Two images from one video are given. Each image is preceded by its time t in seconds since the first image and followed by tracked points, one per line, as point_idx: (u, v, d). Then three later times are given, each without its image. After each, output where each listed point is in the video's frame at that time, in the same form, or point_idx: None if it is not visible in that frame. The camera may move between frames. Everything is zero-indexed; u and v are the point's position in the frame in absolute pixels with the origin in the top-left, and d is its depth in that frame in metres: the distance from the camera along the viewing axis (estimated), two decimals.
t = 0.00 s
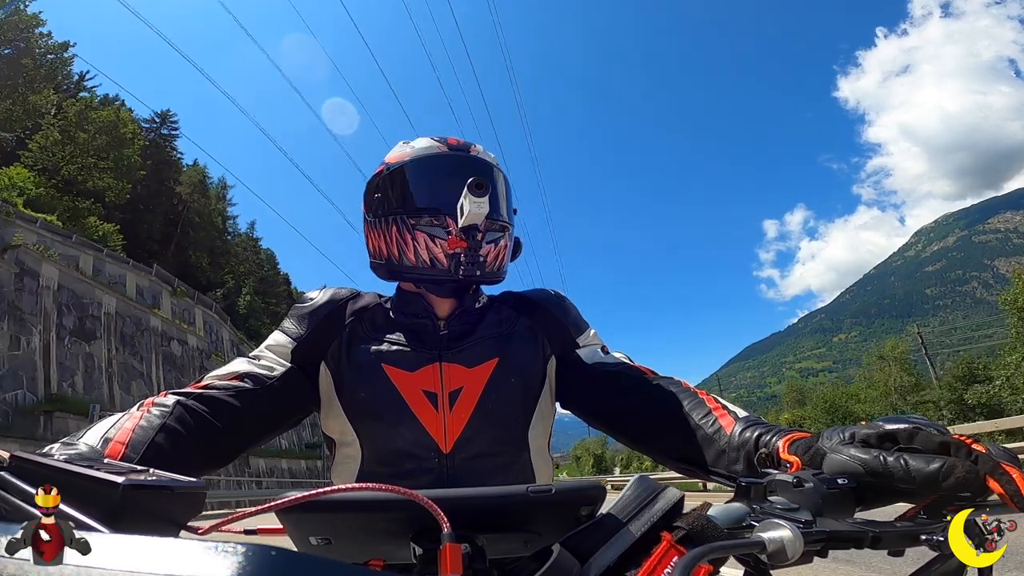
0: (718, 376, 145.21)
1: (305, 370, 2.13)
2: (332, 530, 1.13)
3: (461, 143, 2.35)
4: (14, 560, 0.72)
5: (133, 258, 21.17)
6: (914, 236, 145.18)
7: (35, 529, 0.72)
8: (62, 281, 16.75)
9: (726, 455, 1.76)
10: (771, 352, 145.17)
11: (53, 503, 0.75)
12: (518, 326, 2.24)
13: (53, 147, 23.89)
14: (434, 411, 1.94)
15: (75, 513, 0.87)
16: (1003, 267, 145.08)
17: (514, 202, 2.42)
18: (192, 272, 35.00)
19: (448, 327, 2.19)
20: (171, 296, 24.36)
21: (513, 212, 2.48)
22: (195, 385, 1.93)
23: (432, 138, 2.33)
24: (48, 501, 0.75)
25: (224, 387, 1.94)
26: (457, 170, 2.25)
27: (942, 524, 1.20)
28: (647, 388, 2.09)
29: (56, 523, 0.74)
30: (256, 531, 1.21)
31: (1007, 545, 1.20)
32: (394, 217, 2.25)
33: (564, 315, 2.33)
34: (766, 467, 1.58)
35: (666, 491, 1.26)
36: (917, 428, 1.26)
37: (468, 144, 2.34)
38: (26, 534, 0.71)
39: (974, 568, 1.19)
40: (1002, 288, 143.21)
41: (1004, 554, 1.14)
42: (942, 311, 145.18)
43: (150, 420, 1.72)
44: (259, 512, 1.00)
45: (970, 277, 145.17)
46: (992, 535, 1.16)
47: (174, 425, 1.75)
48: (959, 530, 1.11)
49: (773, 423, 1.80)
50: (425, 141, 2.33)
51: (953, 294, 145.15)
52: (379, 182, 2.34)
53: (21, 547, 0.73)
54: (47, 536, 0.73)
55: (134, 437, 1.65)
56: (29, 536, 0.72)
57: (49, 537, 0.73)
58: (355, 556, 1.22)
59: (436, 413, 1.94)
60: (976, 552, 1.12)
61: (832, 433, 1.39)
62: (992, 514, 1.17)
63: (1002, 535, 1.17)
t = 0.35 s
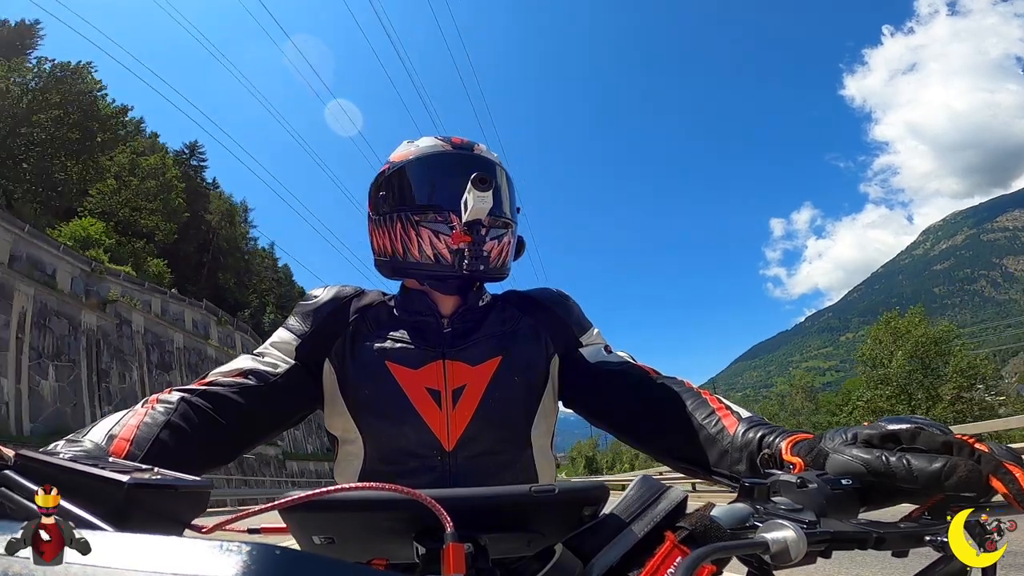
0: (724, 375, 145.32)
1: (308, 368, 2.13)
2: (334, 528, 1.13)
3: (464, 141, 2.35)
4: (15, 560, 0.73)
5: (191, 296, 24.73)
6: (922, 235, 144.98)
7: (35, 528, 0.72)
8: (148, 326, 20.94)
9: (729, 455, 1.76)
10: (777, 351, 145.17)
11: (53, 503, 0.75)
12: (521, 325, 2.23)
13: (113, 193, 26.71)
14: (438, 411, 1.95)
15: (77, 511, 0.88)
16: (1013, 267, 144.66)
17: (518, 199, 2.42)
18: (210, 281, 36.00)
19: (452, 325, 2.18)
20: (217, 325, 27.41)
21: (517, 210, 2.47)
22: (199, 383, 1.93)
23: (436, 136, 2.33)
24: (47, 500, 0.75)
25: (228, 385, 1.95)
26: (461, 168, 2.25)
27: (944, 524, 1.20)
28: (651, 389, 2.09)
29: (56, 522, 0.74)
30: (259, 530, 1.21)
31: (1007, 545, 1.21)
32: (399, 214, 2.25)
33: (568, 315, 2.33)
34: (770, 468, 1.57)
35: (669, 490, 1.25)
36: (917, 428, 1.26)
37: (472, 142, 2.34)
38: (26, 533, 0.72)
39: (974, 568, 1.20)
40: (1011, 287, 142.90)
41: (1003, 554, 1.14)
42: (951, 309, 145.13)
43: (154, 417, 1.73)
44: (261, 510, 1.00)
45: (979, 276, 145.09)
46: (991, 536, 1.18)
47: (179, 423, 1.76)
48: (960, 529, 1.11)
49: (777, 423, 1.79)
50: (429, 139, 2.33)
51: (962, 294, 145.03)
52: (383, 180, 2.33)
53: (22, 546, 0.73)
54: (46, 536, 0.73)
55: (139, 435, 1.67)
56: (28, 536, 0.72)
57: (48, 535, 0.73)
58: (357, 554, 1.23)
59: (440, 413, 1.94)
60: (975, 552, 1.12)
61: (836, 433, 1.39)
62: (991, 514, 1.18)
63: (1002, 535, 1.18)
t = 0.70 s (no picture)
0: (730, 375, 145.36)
1: (309, 371, 2.13)
2: (331, 529, 1.13)
3: (467, 144, 2.36)
4: (14, 559, 0.73)
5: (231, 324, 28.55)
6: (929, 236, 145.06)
7: (35, 528, 0.73)
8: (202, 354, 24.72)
9: (731, 462, 1.76)
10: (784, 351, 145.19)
11: (53, 503, 0.76)
12: (523, 330, 2.24)
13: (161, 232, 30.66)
14: (439, 415, 1.95)
15: (77, 510, 0.88)
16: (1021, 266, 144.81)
17: (521, 203, 2.43)
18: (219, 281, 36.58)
19: (454, 330, 2.18)
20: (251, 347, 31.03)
21: (519, 212, 2.48)
22: (201, 387, 1.93)
23: (439, 139, 2.34)
24: (47, 500, 0.75)
25: (230, 389, 1.96)
26: (463, 171, 2.25)
27: (943, 528, 1.18)
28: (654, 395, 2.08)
29: (56, 521, 0.75)
30: (259, 531, 1.22)
31: (1004, 544, 1.19)
32: (402, 217, 2.25)
33: (570, 321, 2.32)
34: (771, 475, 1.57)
35: (670, 496, 1.24)
36: (913, 431, 1.26)
37: (474, 145, 2.34)
38: (27, 532, 0.72)
39: (974, 568, 1.18)
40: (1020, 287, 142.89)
41: (1003, 554, 1.12)
42: (959, 308, 145.14)
43: (156, 419, 1.73)
44: (260, 510, 1.00)
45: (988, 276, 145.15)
46: (992, 534, 1.15)
47: (180, 425, 1.76)
48: (958, 531, 1.10)
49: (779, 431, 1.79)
50: (431, 142, 2.34)
51: (970, 294, 145.10)
52: (385, 184, 2.34)
53: (21, 546, 0.74)
54: (47, 534, 0.74)
55: (140, 436, 1.67)
56: (29, 535, 0.72)
57: (49, 535, 0.74)
58: (357, 556, 1.23)
59: (441, 417, 1.94)
60: (975, 551, 1.11)
61: (831, 439, 1.38)
62: (988, 516, 1.15)
63: (1001, 534, 1.15)
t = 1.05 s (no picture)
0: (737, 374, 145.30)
1: (309, 372, 2.14)
2: (332, 529, 1.13)
3: (465, 143, 2.35)
4: (16, 558, 0.74)
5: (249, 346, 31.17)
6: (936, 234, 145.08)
7: (35, 529, 0.73)
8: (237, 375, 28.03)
9: (732, 462, 1.76)
10: (791, 350, 145.17)
11: (52, 503, 0.76)
12: (522, 330, 2.23)
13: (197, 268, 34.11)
14: (439, 416, 1.94)
15: (76, 511, 0.88)
16: None
17: (521, 203, 2.43)
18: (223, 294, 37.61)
19: (453, 330, 2.18)
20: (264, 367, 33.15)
21: (519, 213, 2.47)
22: (200, 388, 1.94)
23: (437, 138, 2.33)
24: (46, 501, 0.76)
25: (229, 390, 1.96)
26: (460, 172, 2.25)
27: (942, 529, 1.19)
28: (654, 396, 2.08)
29: (56, 521, 0.75)
30: (257, 531, 1.22)
31: (1005, 546, 1.18)
32: (400, 219, 2.26)
33: (570, 321, 2.32)
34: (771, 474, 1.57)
35: (669, 496, 1.24)
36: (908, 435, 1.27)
37: (473, 144, 2.34)
38: (27, 533, 0.73)
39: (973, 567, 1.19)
40: None
41: (1002, 554, 1.12)
42: (967, 307, 145.17)
43: (154, 421, 1.73)
44: (257, 512, 1.00)
45: (996, 274, 145.14)
46: (992, 534, 1.15)
47: (179, 426, 1.76)
48: (959, 531, 1.11)
49: (780, 429, 1.78)
50: (430, 141, 2.34)
51: (979, 292, 145.08)
52: (383, 184, 2.34)
53: (22, 547, 0.73)
54: (46, 535, 0.74)
55: (138, 438, 1.67)
56: (29, 536, 0.72)
57: (50, 535, 0.74)
58: (357, 556, 1.23)
59: (441, 418, 1.94)
60: (975, 552, 1.11)
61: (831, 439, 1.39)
62: (990, 513, 1.15)
63: (1003, 536, 1.15)
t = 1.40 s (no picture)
0: (743, 375, 145.25)
1: (306, 375, 2.13)
2: (335, 529, 1.12)
3: (462, 141, 2.35)
4: (12, 562, 0.72)
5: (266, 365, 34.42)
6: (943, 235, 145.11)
7: (34, 528, 0.72)
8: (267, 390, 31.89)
9: (736, 461, 1.76)
10: (797, 350, 145.14)
11: (53, 504, 0.75)
12: (523, 328, 2.23)
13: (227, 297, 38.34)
14: (438, 416, 1.94)
15: (76, 510, 0.87)
16: None
17: (518, 198, 2.41)
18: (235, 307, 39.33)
19: (451, 329, 2.17)
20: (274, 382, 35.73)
21: (518, 210, 2.46)
22: (195, 392, 1.93)
23: (433, 136, 2.33)
24: (47, 500, 0.74)
25: (225, 393, 1.95)
26: (457, 167, 2.24)
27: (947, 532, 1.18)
28: (657, 396, 2.07)
29: (55, 521, 0.74)
30: (256, 532, 1.21)
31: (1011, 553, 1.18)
32: (396, 215, 2.25)
33: (569, 320, 2.32)
34: (775, 473, 1.56)
35: (671, 497, 1.23)
36: (906, 440, 1.26)
37: (470, 141, 2.33)
38: (28, 533, 0.72)
39: (975, 569, 1.17)
40: None
41: (1007, 556, 1.11)
42: (975, 306, 145.16)
43: (151, 424, 1.72)
44: (257, 512, 0.99)
45: (1004, 274, 145.17)
46: (994, 534, 1.14)
47: (175, 430, 1.75)
48: (960, 530, 1.10)
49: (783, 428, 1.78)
50: (426, 139, 2.33)
51: (987, 292, 145.14)
52: (379, 182, 2.33)
53: (21, 547, 0.72)
54: (45, 536, 0.73)
55: (135, 441, 1.67)
56: (29, 536, 0.72)
57: (49, 535, 0.73)
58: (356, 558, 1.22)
59: (440, 418, 1.94)
60: (977, 553, 1.11)
61: (836, 440, 1.39)
62: (994, 518, 1.15)
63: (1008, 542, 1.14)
